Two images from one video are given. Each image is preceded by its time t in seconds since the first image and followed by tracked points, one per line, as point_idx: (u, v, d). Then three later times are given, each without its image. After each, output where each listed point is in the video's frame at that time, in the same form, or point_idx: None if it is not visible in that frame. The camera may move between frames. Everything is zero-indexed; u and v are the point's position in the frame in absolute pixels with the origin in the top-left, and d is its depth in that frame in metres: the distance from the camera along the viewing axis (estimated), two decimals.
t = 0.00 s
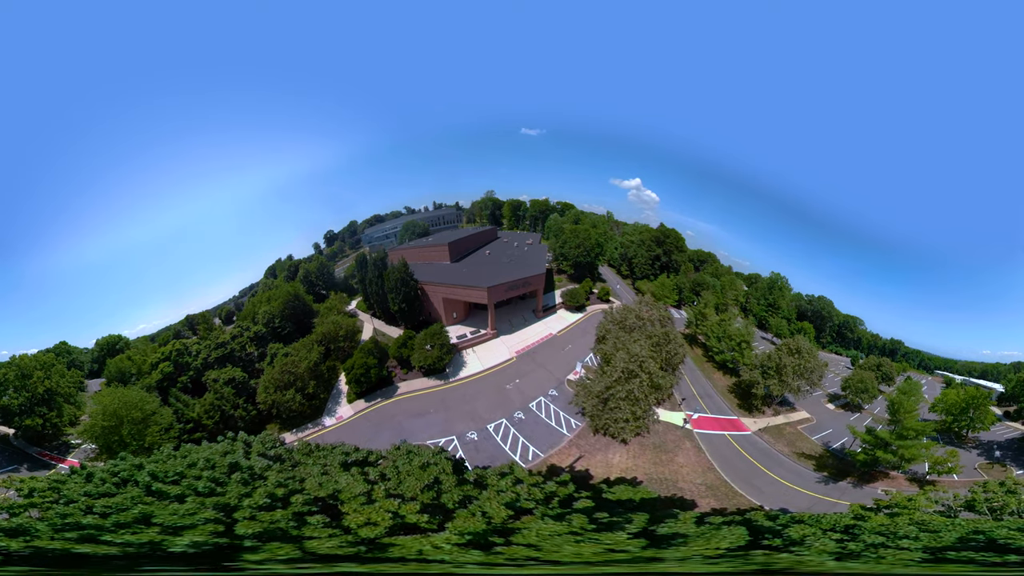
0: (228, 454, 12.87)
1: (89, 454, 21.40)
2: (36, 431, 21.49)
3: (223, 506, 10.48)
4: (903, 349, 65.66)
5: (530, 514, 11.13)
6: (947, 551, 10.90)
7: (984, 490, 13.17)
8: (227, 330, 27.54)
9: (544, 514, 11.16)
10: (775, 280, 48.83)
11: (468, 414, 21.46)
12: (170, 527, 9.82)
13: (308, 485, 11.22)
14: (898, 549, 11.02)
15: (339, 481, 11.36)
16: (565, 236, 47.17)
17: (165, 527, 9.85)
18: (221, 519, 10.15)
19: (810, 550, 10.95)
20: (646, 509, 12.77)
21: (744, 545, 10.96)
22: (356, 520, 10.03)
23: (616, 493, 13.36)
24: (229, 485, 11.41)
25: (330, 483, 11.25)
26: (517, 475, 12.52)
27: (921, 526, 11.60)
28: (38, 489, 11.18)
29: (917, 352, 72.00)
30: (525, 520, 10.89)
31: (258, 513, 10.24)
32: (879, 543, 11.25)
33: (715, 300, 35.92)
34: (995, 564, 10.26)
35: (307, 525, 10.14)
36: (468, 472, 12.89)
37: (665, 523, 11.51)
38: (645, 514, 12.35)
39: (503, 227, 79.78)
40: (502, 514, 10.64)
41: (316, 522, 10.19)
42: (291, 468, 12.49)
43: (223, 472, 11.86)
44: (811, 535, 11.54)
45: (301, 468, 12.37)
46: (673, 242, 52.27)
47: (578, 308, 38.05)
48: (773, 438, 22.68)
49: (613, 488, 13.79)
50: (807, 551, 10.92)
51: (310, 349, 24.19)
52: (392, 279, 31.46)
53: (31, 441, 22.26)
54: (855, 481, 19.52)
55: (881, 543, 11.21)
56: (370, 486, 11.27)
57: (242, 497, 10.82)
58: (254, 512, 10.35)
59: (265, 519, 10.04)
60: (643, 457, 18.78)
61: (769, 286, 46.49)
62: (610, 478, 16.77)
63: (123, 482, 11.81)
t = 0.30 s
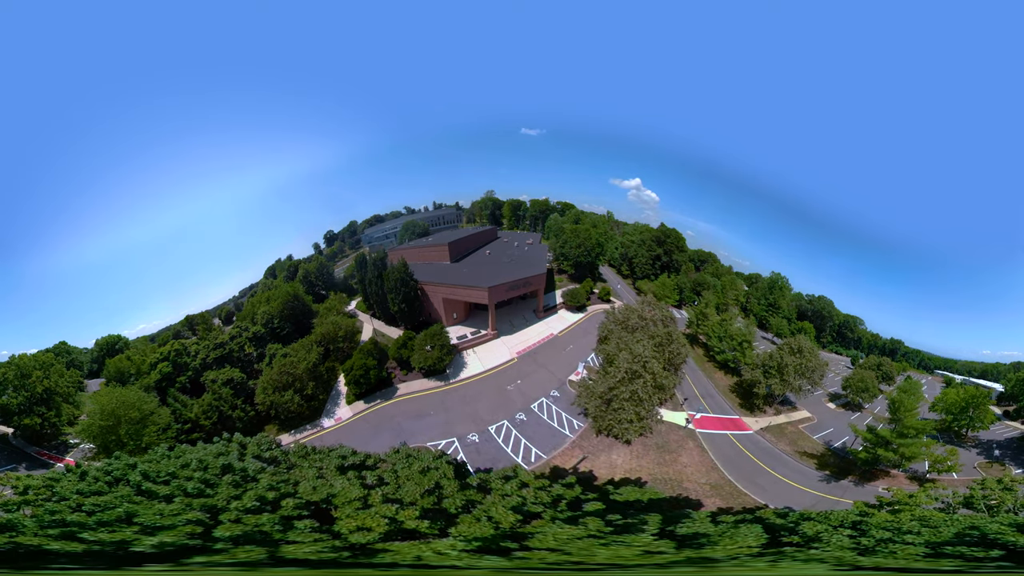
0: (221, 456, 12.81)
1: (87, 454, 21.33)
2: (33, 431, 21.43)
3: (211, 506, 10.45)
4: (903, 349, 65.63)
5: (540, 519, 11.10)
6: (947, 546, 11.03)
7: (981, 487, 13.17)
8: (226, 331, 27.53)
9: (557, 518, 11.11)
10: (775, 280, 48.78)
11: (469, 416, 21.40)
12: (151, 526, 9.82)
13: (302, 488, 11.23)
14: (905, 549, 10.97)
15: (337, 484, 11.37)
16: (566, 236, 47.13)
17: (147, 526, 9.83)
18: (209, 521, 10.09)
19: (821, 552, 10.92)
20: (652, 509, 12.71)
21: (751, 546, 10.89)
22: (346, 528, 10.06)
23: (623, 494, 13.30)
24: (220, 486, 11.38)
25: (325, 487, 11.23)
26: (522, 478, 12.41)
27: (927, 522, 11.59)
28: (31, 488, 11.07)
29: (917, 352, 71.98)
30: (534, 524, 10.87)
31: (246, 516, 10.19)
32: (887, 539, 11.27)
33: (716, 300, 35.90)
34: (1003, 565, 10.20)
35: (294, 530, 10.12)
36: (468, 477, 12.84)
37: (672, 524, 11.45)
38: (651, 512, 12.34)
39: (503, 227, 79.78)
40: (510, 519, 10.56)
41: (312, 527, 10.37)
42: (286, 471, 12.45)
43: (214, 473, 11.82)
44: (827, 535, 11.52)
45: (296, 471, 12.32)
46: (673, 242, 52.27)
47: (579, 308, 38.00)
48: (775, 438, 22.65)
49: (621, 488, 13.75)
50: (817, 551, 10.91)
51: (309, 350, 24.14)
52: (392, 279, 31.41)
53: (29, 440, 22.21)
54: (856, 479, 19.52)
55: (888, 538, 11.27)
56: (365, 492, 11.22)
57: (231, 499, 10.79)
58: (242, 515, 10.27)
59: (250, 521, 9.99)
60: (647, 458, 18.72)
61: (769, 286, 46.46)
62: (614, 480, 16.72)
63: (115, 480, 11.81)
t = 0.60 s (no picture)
0: (215, 457, 12.81)
1: (84, 454, 21.21)
2: (31, 431, 21.35)
3: (195, 507, 10.46)
4: (903, 349, 65.62)
5: (550, 522, 11.03)
6: (950, 542, 10.93)
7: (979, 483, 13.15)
8: (226, 331, 27.49)
9: (570, 522, 11.06)
10: (775, 280, 48.73)
11: (470, 418, 21.34)
12: (133, 525, 9.89)
13: (294, 490, 11.24)
14: (911, 549, 10.93)
15: (331, 488, 11.39)
16: (566, 236, 47.06)
17: (129, 526, 9.88)
18: (192, 522, 10.11)
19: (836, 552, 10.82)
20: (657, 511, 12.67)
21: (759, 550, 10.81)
22: (331, 532, 9.93)
23: (630, 496, 12.99)
24: (207, 487, 11.36)
25: (318, 491, 11.23)
26: (528, 482, 12.27)
27: (933, 520, 11.56)
28: (26, 484, 11.24)
29: (917, 352, 71.97)
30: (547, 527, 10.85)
31: (230, 518, 10.18)
32: (895, 535, 11.23)
33: (717, 300, 35.83)
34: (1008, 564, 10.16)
35: (276, 533, 10.00)
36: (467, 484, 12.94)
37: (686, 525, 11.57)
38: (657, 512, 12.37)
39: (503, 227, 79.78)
40: (518, 524, 10.48)
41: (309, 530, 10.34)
42: (280, 473, 12.41)
43: (206, 474, 11.77)
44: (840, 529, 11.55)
45: (289, 473, 12.27)
46: (674, 242, 52.27)
47: (580, 309, 37.95)
48: (777, 437, 22.63)
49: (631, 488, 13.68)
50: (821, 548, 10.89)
51: (307, 350, 24.12)
52: (392, 279, 31.34)
53: (27, 439, 22.09)
54: (858, 478, 19.53)
55: (895, 533, 11.30)
56: (360, 496, 11.19)
57: (217, 500, 10.80)
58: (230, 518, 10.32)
59: (231, 523, 9.99)
60: (651, 458, 18.68)
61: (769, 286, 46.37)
62: (618, 481, 16.67)
63: (108, 479, 11.86)
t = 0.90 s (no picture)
0: (209, 457, 12.88)
1: (82, 453, 21.10)
2: (30, 431, 21.30)
3: (182, 507, 10.45)
4: (903, 349, 65.59)
5: (558, 527, 10.75)
6: (953, 537, 10.76)
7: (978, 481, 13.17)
8: (225, 331, 27.46)
9: (579, 526, 10.95)
10: (775, 280, 48.69)
11: (470, 419, 21.27)
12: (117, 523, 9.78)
13: (287, 492, 11.30)
14: (920, 544, 10.90)
15: (327, 490, 11.42)
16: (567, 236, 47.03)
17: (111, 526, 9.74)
18: (176, 521, 10.01)
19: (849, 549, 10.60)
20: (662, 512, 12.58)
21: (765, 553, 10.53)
22: (317, 537, 9.79)
23: (637, 497, 12.78)
24: (197, 488, 11.43)
25: (310, 493, 11.22)
26: (531, 486, 12.26)
27: (936, 516, 11.61)
28: (21, 482, 11.38)
29: (917, 352, 72.01)
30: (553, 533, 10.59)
31: (216, 519, 10.11)
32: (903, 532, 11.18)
33: (718, 300, 35.81)
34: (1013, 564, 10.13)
35: (257, 534, 9.83)
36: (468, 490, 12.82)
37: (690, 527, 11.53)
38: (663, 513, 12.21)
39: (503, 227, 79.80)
40: (523, 529, 10.40)
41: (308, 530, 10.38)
42: (274, 475, 12.42)
43: (198, 474, 11.83)
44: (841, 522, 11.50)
45: (283, 476, 12.28)
46: (674, 243, 52.28)
47: (580, 309, 37.91)
48: (779, 436, 22.61)
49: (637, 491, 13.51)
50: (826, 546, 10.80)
51: (306, 351, 24.12)
52: (391, 279, 31.30)
53: (26, 439, 22.02)
54: (860, 477, 19.50)
55: (904, 530, 11.32)
56: (353, 500, 11.16)
57: (207, 500, 10.82)
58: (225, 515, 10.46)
59: (213, 524, 9.83)
60: (653, 459, 18.64)
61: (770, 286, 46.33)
62: (621, 482, 16.63)
63: (102, 478, 12.02)
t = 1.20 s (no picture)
0: (204, 457, 12.76)
1: (82, 453, 21.05)
2: (30, 430, 21.25)
3: (168, 506, 10.57)
4: (903, 349, 65.58)
5: (570, 530, 11.05)
6: (953, 533, 11.26)
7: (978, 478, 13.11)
8: (225, 332, 27.42)
9: (592, 528, 11.16)
10: (775, 280, 48.66)
11: (471, 420, 21.21)
12: (109, 521, 10.26)
13: (280, 494, 11.22)
14: (923, 540, 11.15)
15: (319, 493, 11.30)
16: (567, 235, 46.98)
17: (104, 524, 10.22)
18: (160, 521, 10.29)
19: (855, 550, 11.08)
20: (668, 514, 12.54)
21: (772, 559, 10.85)
22: (292, 542, 10.10)
23: (643, 497, 13.03)
24: (187, 488, 11.43)
25: (303, 497, 11.11)
26: (536, 489, 12.30)
27: (936, 511, 11.84)
28: (19, 479, 11.69)
29: (917, 352, 72.02)
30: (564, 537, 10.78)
31: (200, 520, 10.29)
32: (907, 526, 11.45)
33: (719, 300, 35.76)
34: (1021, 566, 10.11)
35: (237, 537, 10.05)
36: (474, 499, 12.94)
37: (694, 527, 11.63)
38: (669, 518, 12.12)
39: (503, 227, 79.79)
40: (535, 533, 10.66)
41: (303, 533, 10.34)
42: (268, 477, 12.36)
43: (190, 474, 11.77)
44: (848, 518, 11.78)
45: (278, 478, 12.19)
46: (675, 243, 52.26)
47: (581, 309, 37.84)
48: (780, 436, 22.55)
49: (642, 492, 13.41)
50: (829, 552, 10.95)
51: (305, 351, 24.06)
52: (391, 279, 31.25)
53: (25, 439, 21.96)
54: (861, 476, 19.47)
55: (908, 525, 11.49)
56: (347, 503, 11.07)
57: (194, 500, 10.89)
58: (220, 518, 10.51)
59: (195, 525, 10.13)
60: (657, 459, 18.62)
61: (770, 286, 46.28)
62: (625, 483, 16.60)
63: (97, 476, 12.02)
